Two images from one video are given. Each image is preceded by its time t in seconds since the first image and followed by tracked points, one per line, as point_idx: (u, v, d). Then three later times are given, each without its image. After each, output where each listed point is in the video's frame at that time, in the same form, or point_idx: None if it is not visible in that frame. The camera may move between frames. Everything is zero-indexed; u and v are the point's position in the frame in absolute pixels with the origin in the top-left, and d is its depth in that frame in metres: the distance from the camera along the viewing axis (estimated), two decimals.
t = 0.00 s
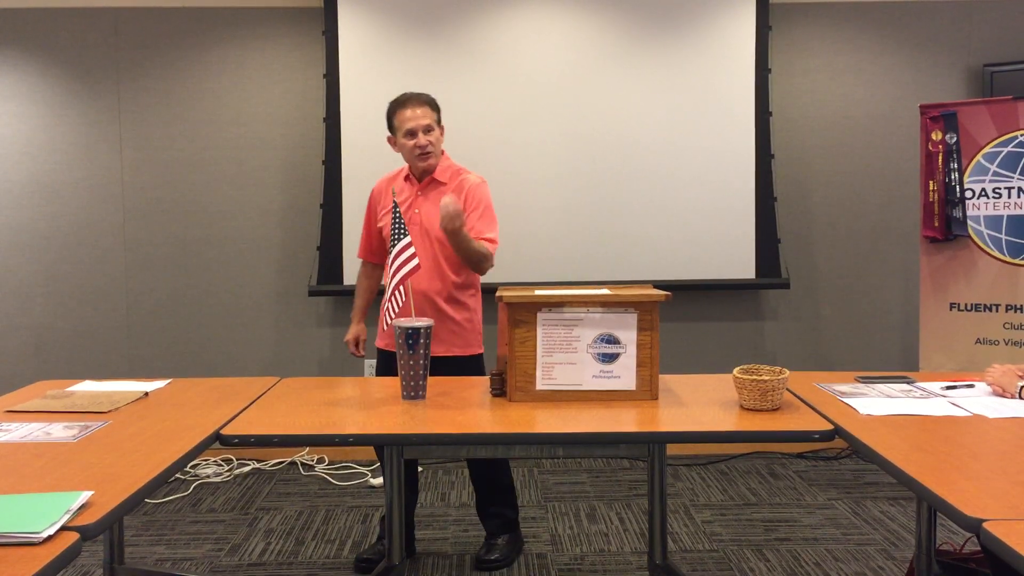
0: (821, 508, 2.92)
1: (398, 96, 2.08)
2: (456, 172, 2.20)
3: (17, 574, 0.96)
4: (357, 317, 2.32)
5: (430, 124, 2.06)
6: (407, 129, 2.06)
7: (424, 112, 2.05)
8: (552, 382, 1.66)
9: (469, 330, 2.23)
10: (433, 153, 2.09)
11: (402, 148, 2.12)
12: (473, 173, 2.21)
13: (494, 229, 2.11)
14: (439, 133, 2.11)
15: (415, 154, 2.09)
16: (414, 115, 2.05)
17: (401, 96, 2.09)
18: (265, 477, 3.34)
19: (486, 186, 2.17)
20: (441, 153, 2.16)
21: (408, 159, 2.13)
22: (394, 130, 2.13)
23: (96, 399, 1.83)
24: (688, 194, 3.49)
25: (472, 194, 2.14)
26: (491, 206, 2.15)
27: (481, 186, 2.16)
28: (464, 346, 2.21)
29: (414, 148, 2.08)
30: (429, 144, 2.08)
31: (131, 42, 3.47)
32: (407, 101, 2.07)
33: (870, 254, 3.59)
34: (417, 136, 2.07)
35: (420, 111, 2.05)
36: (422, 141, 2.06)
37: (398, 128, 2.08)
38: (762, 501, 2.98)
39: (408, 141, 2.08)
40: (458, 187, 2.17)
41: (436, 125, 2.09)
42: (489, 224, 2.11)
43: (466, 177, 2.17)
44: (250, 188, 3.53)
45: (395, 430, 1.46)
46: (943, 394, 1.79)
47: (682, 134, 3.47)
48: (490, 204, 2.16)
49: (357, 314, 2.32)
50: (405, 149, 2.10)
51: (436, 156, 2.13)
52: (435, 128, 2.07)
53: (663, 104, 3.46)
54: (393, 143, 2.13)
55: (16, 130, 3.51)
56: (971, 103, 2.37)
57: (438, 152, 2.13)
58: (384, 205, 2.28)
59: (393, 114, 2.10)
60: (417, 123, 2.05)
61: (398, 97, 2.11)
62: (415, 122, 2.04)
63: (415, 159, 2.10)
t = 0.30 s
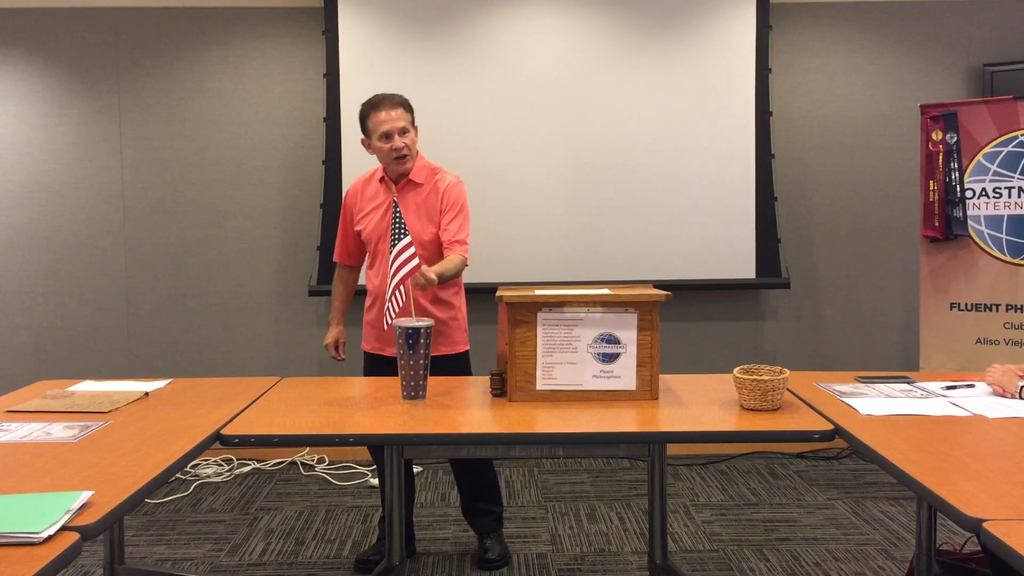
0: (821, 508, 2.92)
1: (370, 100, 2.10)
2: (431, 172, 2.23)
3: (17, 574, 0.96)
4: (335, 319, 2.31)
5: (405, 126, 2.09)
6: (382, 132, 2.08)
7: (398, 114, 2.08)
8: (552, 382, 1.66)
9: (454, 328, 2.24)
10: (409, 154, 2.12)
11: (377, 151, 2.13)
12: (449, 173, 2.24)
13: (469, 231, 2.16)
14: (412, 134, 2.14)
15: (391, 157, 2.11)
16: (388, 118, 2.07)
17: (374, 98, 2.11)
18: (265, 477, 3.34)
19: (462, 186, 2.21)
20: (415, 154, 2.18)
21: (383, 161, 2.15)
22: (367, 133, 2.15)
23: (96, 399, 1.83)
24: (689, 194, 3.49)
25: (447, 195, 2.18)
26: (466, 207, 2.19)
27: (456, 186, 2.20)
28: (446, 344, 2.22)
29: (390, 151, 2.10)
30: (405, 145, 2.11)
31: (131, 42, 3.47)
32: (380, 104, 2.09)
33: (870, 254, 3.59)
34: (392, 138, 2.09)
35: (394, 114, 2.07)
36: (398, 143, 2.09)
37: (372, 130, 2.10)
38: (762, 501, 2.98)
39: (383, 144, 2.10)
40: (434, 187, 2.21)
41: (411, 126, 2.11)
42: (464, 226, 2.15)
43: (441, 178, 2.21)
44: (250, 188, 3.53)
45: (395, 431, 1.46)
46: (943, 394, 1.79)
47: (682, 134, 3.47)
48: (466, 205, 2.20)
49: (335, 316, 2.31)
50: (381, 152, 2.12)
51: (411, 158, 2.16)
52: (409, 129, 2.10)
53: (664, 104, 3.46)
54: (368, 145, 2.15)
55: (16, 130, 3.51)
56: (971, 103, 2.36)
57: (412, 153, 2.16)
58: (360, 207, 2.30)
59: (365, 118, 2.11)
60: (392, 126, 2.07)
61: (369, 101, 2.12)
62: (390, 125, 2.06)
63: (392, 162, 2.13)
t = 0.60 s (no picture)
0: (821, 508, 2.92)
1: (361, 96, 2.12)
2: (420, 170, 2.24)
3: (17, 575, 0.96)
4: (325, 322, 2.30)
5: (396, 122, 2.10)
6: (373, 127, 2.09)
7: (389, 110, 2.09)
8: (552, 382, 1.66)
9: (447, 326, 2.24)
10: (399, 152, 2.12)
11: (367, 148, 2.14)
12: (437, 172, 2.25)
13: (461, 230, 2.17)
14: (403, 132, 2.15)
15: (381, 153, 2.11)
16: (380, 113, 2.09)
17: (366, 96, 2.13)
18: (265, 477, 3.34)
19: (451, 184, 2.22)
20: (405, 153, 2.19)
21: (374, 158, 2.15)
22: (358, 130, 2.16)
23: (96, 399, 1.83)
24: (688, 194, 3.49)
25: (439, 193, 2.20)
26: (457, 205, 2.20)
27: (446, 184, 2.21)
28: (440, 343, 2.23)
29: (380, 147, 2.10)
30: (396, 141, 2.11)
31: (131, 42, 3.47)
32: (372, 100, 2.11)
33: (870, 254, 3.59)
34: (383, 134, 2.09)
35: (386, 110, 2.09)
36: (389, 139, 2.09)
37: (363, 126, 2.11)
38: (762, 501, 2.99)
39: (374, 140, 2.10)
40: (424, 186, 2.22)
41: (401, 123, 2.13)
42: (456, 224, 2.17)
43: (431, 177, 2.22)
44: (250, 188, 3.53)
45: (396, 431, 1.46)
46: (943, 394, 1.79)
47: (682, 134, 3.47)
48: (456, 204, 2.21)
49: (325, 320, 2.29)
50: (371, 149, 2.12)
51: (402, 155, 2.16)
52: (400, 127, 2.11)
53: (663, 104, 3.46)
54: (359, 143, 2.16)
55: (16, 130, 3.51)
56: (971, 102, 2.36)
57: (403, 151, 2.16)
58: (348, 208, 2.29)
59: (357, 114, 2.13)
60: (383, 121, 2.08)
61: (360, 97, 2.15)
62: (381, 120, 2.08)
63: (381, 158, 2.13)
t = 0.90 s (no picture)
0: (821, 508, 2.92)
1: (370, 89, 2.15)
2: (421, 168, 2.27)
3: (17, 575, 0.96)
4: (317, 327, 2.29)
5: (401, 116, 2.13)
6: (379, 119, 2.11)
7: (396, 104, 2.12)
8: (552, 382, 1.66)
9: (446, 324, 2.25)
10: (403, 145, 2.14)
11: (371, 140, 2.15)
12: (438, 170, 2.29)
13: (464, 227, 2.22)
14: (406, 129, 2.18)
15: (385, 145, 2.13)
16: (386, 107, 2.12)
17: (373, 90, 2.16)
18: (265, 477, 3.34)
19: (452, 182, 2.26)
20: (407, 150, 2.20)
21: (377, 152, 2.16)
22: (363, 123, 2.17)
23: (96, 400, 1.83)
24: (688, 194, 3.49)
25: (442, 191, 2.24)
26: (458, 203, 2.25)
27: (448, 183, 2.25)
28: (438, 343, 2.23)
29: (385, 138, 2.12)
30: (400, 135, 2.13)
31: (131, 42, 3.47)
32: (379, 93, 2.14)
33: (870, 254, 3.59)
34: (388, 126, 2.12)
35: (392, 103, 2.12)
36: (394, 131, 2.11)
37: (369, 118, 2.13)
38: (762, 501, 2.98)
39: (379, 131, 2.12)
40: (425, 184, 2.25)
41: (406, 119, 2.15)
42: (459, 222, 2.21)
43: (432, 175, 2.25)
44: (250, 188, 3.53)
45: (396, 430, 1.46)
46: (943, 394, 1.79)
47: (683, 134, 3.47)
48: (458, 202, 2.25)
49: (317, 325, 2.28)
50: (375, 140, 2.14)
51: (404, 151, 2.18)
52: (405, 121, 2.14)
53: (664, 104, 3.46)
54: (363, 135, 2.17)
55: (16, 130, 3.51)
56: (971, 102, 2.37)
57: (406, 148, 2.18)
58: (344, 207, 2.27)
59: (363, 107, 2.15)
60: (390, 113, 2.10)
61: (368, 91, 2.18)
62: (388, 112, 2.10)
63: (385, 151, 2.13)
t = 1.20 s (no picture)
0: (821, 508, 2.91)
1: (376, 86, 2.17)
2: (425, 167, 2.28)
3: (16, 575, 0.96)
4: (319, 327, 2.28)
5: (406, 112, 2.14)
6: (385, 114, 2.12)
7: (401, 101, 2.14)
8: (552, 382, 1.66)
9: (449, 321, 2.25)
10: (408, 141, 2.14)
11: (376, 136, 2.15)
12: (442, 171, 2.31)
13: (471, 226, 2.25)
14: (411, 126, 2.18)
15: (391, 139, 2.12)
16: (391, 103, 2.13)
17: (379, 88, 2.18)
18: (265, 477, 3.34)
19: (457, 183, 2.28)
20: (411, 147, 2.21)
21: (382, 147, 2.16)
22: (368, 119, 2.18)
23: (96, 399, 1.83)
24: (688, 194, 3.49)
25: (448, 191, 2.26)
26: (464, 203, 2.27)
27: (453, 183, 2.27)
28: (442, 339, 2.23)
29: (390, 133, 2.12)
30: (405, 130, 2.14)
31: (130, 42, 3.47)
32: (385, 90, 2.15)
33: (870, 253, 3.59)
34: (394, 121, 2.12)
35: (397, 99, 2.13)
36: (400, 126, 2.11)
37: (375, 113, 2.14)
38: (762, 501, 2.98)
39: (384, 126, 2.12)
40: (430, 183, 2.26)
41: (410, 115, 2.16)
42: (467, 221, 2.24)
43: (438, 175, 2.27)
44: (250, 188, 3.53)
45: (396, 430, 1.46)
46: (944, 394, 1.79)
47: (683, 134, 3.47)
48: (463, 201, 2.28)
49: (318, 326, 2.26)
50: (380, 136, 2.14)
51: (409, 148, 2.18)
52: (411, 117, 2.15)
53: (664, 104, 3.46)
54: (368, 131, 2.18)
55: (15, 130, 3.51)
56: (971, 102, 2.37)
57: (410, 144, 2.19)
58: (349, 206, 2.26)
59: (369, 104, 2.16)
60: (395, 108, 2.11)
61: (373, 90, 2.20)
62: (393, 107, 2.11)
63: (390, 145, 2.13)
